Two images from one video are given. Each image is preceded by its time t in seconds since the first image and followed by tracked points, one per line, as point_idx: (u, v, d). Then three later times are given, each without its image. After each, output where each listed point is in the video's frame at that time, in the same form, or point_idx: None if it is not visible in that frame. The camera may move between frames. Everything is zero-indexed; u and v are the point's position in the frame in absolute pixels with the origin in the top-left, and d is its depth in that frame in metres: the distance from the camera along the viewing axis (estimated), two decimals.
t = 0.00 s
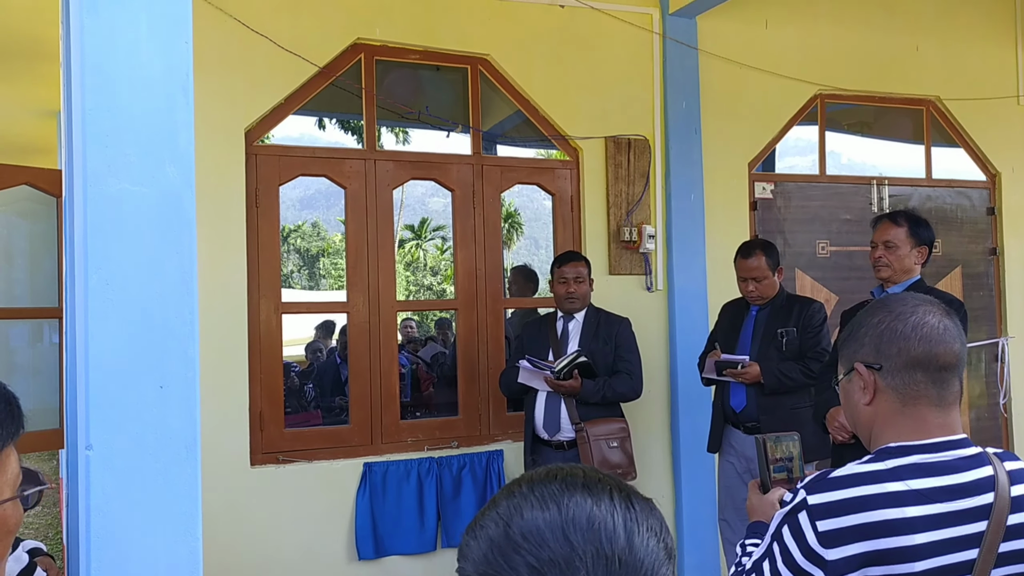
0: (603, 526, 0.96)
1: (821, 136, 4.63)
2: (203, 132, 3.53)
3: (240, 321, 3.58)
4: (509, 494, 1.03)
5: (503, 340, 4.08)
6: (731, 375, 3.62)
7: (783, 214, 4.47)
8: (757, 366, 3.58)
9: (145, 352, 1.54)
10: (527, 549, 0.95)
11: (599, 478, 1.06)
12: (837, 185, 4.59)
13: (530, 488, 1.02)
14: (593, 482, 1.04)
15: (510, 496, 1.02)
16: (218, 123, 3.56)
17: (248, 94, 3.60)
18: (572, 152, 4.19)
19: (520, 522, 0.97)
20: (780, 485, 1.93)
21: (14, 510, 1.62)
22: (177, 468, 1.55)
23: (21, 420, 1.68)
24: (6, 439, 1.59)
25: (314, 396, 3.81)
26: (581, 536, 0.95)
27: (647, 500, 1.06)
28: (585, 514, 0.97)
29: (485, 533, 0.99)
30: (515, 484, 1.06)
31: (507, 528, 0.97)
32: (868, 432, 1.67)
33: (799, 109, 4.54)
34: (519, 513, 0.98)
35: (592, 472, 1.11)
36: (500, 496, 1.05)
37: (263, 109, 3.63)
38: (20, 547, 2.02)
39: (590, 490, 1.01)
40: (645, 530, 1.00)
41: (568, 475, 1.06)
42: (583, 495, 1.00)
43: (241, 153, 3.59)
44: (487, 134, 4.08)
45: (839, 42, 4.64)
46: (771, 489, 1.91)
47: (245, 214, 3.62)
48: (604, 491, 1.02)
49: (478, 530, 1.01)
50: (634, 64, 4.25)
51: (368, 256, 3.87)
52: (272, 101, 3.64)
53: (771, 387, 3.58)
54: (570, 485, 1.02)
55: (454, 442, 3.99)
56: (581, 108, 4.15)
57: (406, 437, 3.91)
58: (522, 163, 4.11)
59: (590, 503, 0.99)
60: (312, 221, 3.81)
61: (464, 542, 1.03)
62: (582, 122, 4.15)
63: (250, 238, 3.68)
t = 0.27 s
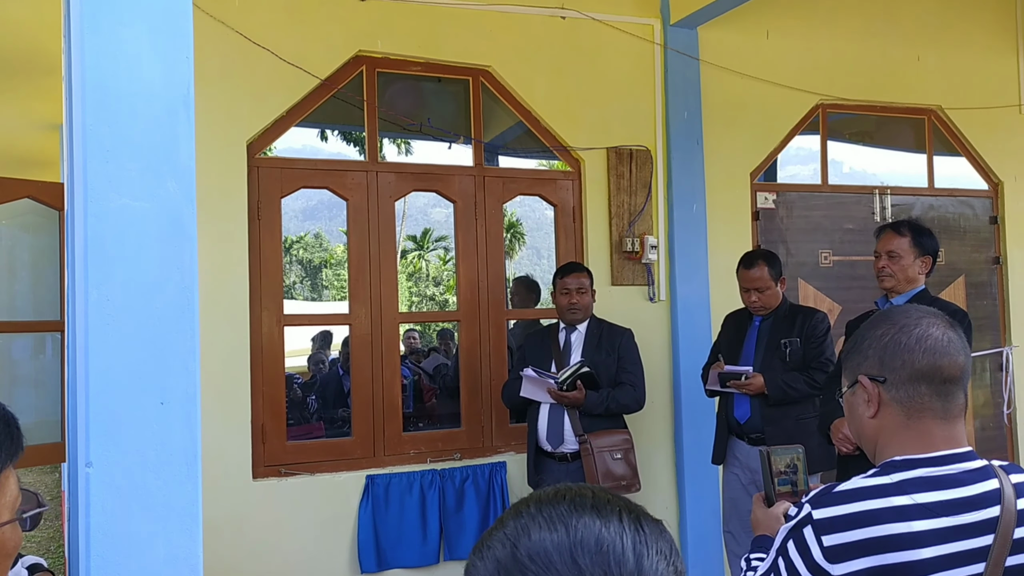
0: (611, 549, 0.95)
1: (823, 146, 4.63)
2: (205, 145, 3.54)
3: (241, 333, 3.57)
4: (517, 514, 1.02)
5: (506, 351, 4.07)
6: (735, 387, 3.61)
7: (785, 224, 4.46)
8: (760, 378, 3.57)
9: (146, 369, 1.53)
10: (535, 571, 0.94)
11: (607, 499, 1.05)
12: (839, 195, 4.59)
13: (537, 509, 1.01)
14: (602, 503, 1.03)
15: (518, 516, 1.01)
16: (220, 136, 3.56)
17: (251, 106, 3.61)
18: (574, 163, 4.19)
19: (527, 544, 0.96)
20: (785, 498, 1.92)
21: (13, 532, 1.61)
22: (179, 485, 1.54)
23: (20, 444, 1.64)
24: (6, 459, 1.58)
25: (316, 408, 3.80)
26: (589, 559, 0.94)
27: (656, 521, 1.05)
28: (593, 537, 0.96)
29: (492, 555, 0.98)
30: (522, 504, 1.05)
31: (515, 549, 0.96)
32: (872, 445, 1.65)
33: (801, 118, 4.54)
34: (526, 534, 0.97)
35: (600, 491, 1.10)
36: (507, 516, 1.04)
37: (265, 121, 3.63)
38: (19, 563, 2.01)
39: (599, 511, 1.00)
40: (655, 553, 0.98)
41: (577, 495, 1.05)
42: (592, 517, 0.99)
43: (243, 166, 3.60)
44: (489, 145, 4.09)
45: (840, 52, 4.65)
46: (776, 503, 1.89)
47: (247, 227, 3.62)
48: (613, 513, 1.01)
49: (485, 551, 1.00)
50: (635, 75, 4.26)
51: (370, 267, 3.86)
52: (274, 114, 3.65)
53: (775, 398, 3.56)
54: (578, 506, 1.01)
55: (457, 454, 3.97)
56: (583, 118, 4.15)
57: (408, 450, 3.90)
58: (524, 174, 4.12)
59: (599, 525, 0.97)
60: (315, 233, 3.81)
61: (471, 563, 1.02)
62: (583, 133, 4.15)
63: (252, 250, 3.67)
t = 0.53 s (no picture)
0: (606, 565, 0.95)
1: (828, 153, 4.62)
2: (210, 154, 3.55)
3: (245, 342, 3.57)
4: (511, 529, 1.01)
5: (510, 359, 4.06)
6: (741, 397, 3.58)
7: (791, 232, 4.45)
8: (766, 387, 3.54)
9: (145, 380, 1.53)
10: None
11: (603, 514, 1.04)
12: (845, 202, 4.57)
13: (532, 524, 1.00)
14: (597, 518, 1.02)
15: (512, 531, 1.00)
16: (224, 145, 3.57)
17: (255, 115, 3.62)
18: (578, 171, 4.19)
19: (521, 559, 0.95)
20: (789, 508, 1.89)
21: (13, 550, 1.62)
22: (177, 498, 1.54)
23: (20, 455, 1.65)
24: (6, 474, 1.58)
25: (321, 416, 3.79)
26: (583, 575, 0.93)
27: (652, 537, 1.04)
28: (588, 552, 0.95)
29: (485, 570, 0.97)
30: (518, 519, 1.04)
31: (508, 564, 0.95)
32: (875, 457, 1.63)
33: (806, 126, 4.53)
34: (520, 549, 0.96)
35: (596, 506, 1.09)
36: (502, 531, 1.03)
37: (269, 130, 3.64)
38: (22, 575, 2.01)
39: (593, 527, 0.99)
40: (650, 569, 0.97)
41: (572, 510, 1.04)
42: (586, 533, 0.98)
43: (247, 174, 3.60)
44: (493, 153, 4.09)
45: (845, 59, 4.64)
46: (779, 514, 1.88)
47: (251, 236, 3.62)
48: (608, 529, 1.00)
49: (478, 565, 0.99)
50: (639, 83, 4.26)
51: (374, 275, 3.86)
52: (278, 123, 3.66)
53: (780, 407, 3.54)
54: (573, 521, 1.00)
55: (461, 462, 3.96)
56: (587, 126, 4.15)
57: (412, 458, 3.89)
58: (528, 182, 4.12)
59: (593, 541, 0.97)
60: (320, 241, 3.82)
61: None
62: (587, 141, 4.15)
63: (257, 259, 3.68)
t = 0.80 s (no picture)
0: (582, 563, 0.94)
1: (832, 153, 4.60)
2: (210, 154, 3.55)
3: (245, 342, 3.57)
4: (487, 526, 1.00)
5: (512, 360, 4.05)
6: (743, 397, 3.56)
7: (794, 233, 4.43)
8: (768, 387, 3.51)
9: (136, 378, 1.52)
10: None
11: (582, 512, 1.03)
12: (848, 203, 4.55)
13: (509, 521, 0.99)
14: (574, 515, 1.01)
15: (489, 529, 0.99)
16: (225, 145, 3.57)
17: (256, 115, 3.62)
18: (580, 171, 4.18)
19: (496, 556, 0.94)
20: (786, 509, 1.88)
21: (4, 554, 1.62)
22: (167, 497, 1.53)
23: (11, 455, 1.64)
24: None
25: (324, 416, 3.79)
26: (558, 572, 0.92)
27: (631, 535, 1.03)
28: (564, 550, 0.94)
29: (460, 568, 0.96)
30: (495, 516, 1.03)
31: (484, 562, 0.95)
32: (872, 457, 1.62)
33: (809, 125, 4.51)
34: (496, 546, 0.95)
35: (576, 504, 1.08)
36: (479, 528, 1.02)
37: (269, 130, 3.63)
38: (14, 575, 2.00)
39: (570, 524, 0.98)
40: (628, 567, 0.96)
41: (550, 508, 1.03)
42: (562, 531, 0.97)
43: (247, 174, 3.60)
44: (495, 154, 4.08)
45: (848, 59, 4.62)
46: (775, 514, 1.86)
47: (252, 235, 3.62)
48: (586, 527, 0.99)
49: (454, 563, 0.98)
50: (641, 83, 4.24)
51: (375, 275, 3.85)
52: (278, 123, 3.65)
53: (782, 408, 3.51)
54: (550, 519, 0.99)
55: (462, 463, 3.95)
56: (589, 126, 4.14)
57: (412, 459, 3.88)
58: (530, 182, 4.10)
59: (569, 539, 0.96)
60: (326, 241, 3.82)
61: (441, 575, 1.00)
62: (589, 141, 4.13)
63: (257, 259, 3.67)
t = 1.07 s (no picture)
0: (551, 555, 0.92)
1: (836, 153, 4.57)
2: (210, 149, 3.54)
3: (244, 338, 3.56)
4: (458, 517, 0.99)
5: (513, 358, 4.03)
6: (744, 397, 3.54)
7: (797, 232, 4.40)
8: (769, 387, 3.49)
9: (120, 370, 1.51)
10: None
11: (554, 503, 1.01)
12: (852, 203, 4.52)
13: (479, 512, 0.98)
14: (546, 506, 0.99)
15: (459, 520, 0.98)
16: (225, 140, 3.56)
17: (256, 110, 3.61)
18: (581, 169, 4.16)
19: (465, 548, 0.93)
20: (781, 507, 1.87)
21: None
22: (152, 490, 1.52)
23: None
24: None
25: (325, 413, 3.78)
26: (526, 565, 0.91)
27: (605, 527, 1.02)
28: (533, 542, 0.93)
29: (429, 560, 0.95)
30: (467, 507, 1.01)
31: (452, 553, 0.93)
32: (866, 455, 1.59)
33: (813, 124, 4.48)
34: (465, 538, 0.94)
35: (551, 495, 1.06)
36: (451, 519, 1.00)
37: (269, 126, 3.62)
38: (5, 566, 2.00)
39: (541, 516, 0.97)
40: (600, 560, 0.95)
41: (523, 498, 1.01)
42: (532, 522, 0.95)
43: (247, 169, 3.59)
44: (498, 152, 4.06)
45: (853, 59, 4.59)
46: (771, 513, 1.85)
47: (251, 231, 3.61)
48: (557, 518, 0.97)
49: (424, 554, 0.97)
50: (644, 81, 4.22)
51: (375, 272, 3.83)
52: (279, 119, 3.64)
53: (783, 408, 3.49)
54: (522, 509, 0.98)
55: (462, 462, 3.94)
56: (591, 124, 4.12)
57: (411, 457, 3.87)
58: (532, 180, 4.09)
59: (538, 531, 0.94)
60: (332, 239, 3.81)
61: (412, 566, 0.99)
62: (591, 139, 4.11)
63: (257, 254, 3.66)
